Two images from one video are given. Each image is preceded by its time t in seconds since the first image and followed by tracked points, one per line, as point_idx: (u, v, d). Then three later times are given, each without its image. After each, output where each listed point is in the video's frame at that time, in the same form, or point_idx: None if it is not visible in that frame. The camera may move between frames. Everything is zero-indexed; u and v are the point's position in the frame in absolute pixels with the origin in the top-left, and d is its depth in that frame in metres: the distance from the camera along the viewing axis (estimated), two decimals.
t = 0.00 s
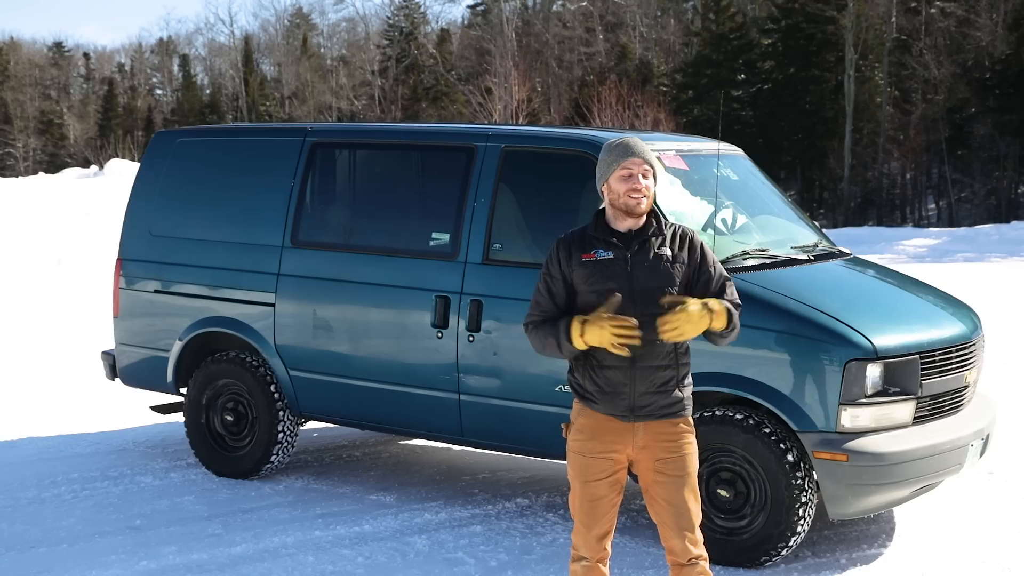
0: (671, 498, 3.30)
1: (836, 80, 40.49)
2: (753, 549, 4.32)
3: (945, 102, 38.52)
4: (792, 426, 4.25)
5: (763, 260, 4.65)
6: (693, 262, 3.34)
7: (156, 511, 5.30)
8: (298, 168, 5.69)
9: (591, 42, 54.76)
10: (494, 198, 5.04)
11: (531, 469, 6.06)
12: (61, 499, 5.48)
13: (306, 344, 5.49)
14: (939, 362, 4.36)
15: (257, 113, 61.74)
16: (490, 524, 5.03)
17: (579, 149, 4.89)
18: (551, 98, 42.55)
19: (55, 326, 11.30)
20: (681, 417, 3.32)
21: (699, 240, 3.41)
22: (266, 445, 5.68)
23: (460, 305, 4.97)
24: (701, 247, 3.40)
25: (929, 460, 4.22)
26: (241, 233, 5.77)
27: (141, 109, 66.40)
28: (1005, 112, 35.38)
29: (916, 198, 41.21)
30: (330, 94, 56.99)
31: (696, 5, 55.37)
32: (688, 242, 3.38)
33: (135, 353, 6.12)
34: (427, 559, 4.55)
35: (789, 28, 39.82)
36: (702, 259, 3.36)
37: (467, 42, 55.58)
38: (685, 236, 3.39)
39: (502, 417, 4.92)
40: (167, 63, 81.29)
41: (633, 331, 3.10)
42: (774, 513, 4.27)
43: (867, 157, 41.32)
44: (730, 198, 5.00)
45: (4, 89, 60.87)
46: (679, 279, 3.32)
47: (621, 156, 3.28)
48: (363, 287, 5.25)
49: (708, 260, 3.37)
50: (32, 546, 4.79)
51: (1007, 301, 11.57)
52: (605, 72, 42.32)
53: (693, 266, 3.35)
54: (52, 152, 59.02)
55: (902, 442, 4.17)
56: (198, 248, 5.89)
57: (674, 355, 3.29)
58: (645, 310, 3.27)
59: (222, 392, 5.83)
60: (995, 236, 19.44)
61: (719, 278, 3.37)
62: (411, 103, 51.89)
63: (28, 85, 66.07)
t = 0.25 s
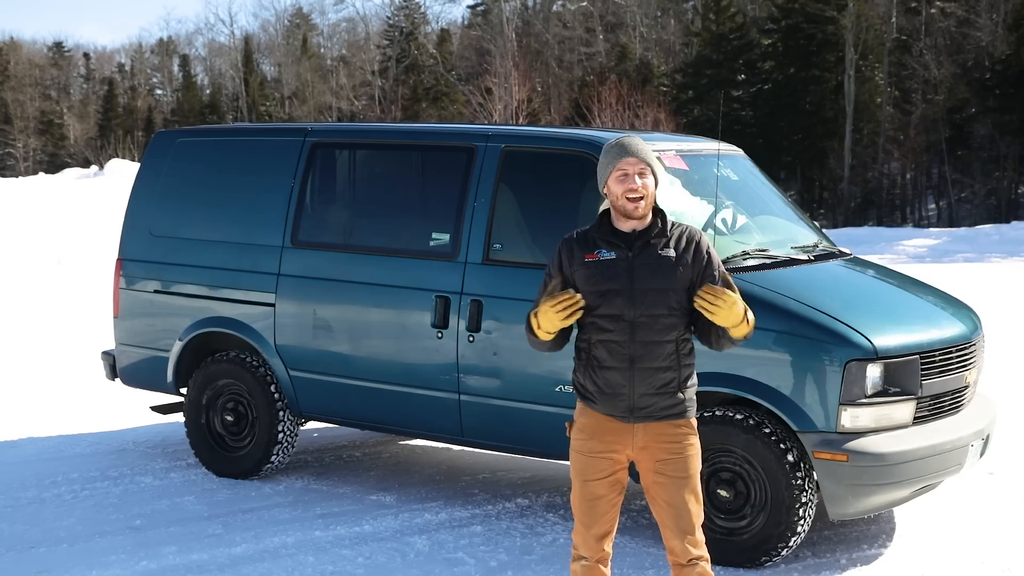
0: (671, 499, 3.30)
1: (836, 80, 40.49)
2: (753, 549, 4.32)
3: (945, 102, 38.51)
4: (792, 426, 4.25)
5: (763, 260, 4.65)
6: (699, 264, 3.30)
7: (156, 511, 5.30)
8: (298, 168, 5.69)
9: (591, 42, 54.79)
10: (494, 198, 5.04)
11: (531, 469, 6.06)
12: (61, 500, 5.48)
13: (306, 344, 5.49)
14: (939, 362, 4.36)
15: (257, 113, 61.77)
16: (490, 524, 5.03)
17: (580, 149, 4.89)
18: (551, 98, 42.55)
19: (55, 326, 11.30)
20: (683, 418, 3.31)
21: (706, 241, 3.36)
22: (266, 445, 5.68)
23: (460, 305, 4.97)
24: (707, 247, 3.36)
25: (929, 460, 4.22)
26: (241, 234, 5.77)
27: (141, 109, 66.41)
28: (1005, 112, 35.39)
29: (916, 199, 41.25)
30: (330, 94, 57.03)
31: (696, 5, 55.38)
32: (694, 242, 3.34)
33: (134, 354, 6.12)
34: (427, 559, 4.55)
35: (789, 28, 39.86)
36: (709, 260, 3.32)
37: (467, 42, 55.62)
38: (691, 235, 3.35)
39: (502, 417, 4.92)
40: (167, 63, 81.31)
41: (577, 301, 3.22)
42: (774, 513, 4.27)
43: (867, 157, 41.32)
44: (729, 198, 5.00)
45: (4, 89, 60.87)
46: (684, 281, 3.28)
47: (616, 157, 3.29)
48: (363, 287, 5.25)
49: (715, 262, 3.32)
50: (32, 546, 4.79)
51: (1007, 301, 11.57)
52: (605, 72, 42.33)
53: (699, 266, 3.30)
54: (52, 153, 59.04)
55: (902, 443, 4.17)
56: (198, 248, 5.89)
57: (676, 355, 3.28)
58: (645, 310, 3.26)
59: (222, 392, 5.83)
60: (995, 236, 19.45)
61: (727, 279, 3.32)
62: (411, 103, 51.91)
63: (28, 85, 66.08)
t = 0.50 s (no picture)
0: (670, 502, 3.29)
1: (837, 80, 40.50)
2: (753, 549, 4.32)
3: (945, 102, 38.51)
4: (792, 426, 4.25)
5: (763, 260, 4.65)
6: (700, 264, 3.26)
7: (156, 511, 5.30)
8: (298, 168, 5.69)
9: (591, 42, 54.81)
10: (494, 198, 5.04)
11: (531, 469, 6.06)
12: (61, 499, 5.48)
13: (306, 344, 5.49)
14: (939, 362, 4.36)
15: (257, 113, 61.76)
16: (490, 524, 5.03)
17: (580, 149, 4.89)
18: (551, 98, 42.54)
19: (55, 326, 11.31)
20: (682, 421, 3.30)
21: (712, 240, 3.32)
22: (266, 445, 5.68)
23: (460, 305, 4.97)
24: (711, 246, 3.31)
25: (929, 460, 4.22)
26: (241, 234, 5.77)
27: (141, 109, 66.40)
28: (1005, 112, 35.39)
29: (916, 199, 41.27)
30: (330, 94, 57.04)
31: (696, 5, 55.37)
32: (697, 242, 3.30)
33: (134, 353, 6.12)
34: (427, 559, 4.55)
35: (789, 28, 39.87)
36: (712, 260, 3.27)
37: (467, 42, 55.63)
38: (694, 234, 3.32)
39: (502, 417, 4.92)
40: (167, 63, 81.30)
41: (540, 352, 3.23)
42: (774, 513, 4.27)
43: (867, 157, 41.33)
44: (729, 198, 5.00)
45: (4, 89, 60.85)
46: (685, 281, 3.26)
47: (614, 156, 3.30)
48: (363, 287, 5.25)
49: (717, 261, 3.28)
50: (31, 546, 4.79)
51: (1006, 301, 11.58)
52: (605, 72, 42.33)
53: (699, 267, 3.26)
54: (52, 153, 59.02)
55: (903, 442, 4.17)
56: (198, 247, 5.90)
57: (675, 356, 3.27)
58: (644, 309, 3.26)
59: (222, 392, 5.83)
60: (995, 236, 19.45)
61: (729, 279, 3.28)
62: (411, 103, 51.89)
63: (28, 85, 66.08)
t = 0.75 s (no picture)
0: (672, 503, 3.29)
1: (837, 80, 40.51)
2: (753, 550, 4.32)
3: (945, 102, 38.49)
4: (792, 426, 4.25)
5: (763, 260, 4.65)
6: (701, 264, 3.25)
7: (156, 511, 5.30)
8: (298, 167, 5.69)
9: (591, 42, 54.81)
10: (494, 198, 5.04)
11: (531, 469, 6.06)
12: (61, 499, 5.48)
13: (306, 344, 5.49)
14: (939, 362, 4.36)
15: (257, 113, 61.73)
16: (490, 524, 5.03)
17: (580, 148, 4.89)
18: (551, 98, 42.52)
19: (55, 326, 11.31)
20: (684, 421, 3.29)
21: (716, 241, 3.31)
22: (266, 445, 5.68)
23: (460, 305, 4.97)
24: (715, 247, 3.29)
25: (929, 460, 4.22)
26: (241, 233, 5.77)
27: (141, 109, 66.37)
28: (1005, 112, 35.38)
29: (916, 198, 41.26)
30: (330, 94, 57.03)
31: (696, 6, 55.35)
32: (699, 242, 3.29)
33: (135, 353, 6.12)
34: (427, 559, 4.55)
35: (789, 28, 39.88)
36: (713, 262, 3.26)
37: (467, 42, 55.61)
38: (697, 234, 3.31)
39: (502, 417, 4.92)
40: (167, 63, 81.29)
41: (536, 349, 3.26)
42: (774, 513, 4.28)
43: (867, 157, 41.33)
44: (729, 198, 5.01)
45: (4, 89, 60.83)
46: (687, 281, 3.25)
47: (619, 155, 3.31)
48: (363, 287, 5.25)
49: (720, 261, 3.27)
50: (31, 547, 4.79)
51: (1006, 301, 11.57)
52: (605, 72, 42.32)
53: (701, 267, 3.25)
54: (52, 153, 58.99)
55: (902, 442, 4.17)
56: (198, 247, 5.89)
57: (676, 355, 3.27)
58: (645, 310, 3.27)
59: (222, 392, 5.83)
60: (995, 235, 19.45)
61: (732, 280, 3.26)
62: (411, 103, 51.86)
63: (28, 85, 66.06)
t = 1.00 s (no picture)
0: (674, 503, 3.30)
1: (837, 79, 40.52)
2: (752, 549, 4.32)
3: (945, 101, 38.48)
4: (792, 426, 4.25)
5: (763, 260, 4.65)
6: (702, 264, 3.25)
7: (156, 511, 5.30)
8: (298, 168, 5.70)
9: (591, 42, 54.81)
10: (494, 198, 5.04)
11: (531, 469, 6.06)
12: (61, 499, 5.48)
13: (305, 344, 5.49)
14: (939, 362, 4.36)
15: (257, 113, 61.72)
16: (490, 524, 5.03)
17: (580, 148, 4.89)
18: (551, 97, 42.51)
19: (54, 326, 11.30)
20: (685, 421, 3.29)
21: (718, 240, 3.30)
22: (266, 445, 5.68)
23: (460, 305, 4.97)
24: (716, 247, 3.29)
25: (929, 460, 4.22)
26: (241, 233, 5.77)
27: (141, 109, 66.36)
28: (1005, 112, 35.38)
29: (916, 198, 41.25)
30: (330, 94, 57.04)
31: (696, 5, 55.34)
32: (702, 241, 3.28)
33: (135, 353, 6.12)
34: (427, 559, 4.55)
35: (789, 28, 39.89)
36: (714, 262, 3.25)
37: (467, 42, 55.59)
38: (699, 234, 3.31)
39: (502, 417, 4.92)
40: (167, 63, 81.27)
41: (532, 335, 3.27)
42: (773, 514, 4.28)
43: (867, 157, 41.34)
44: (730, 198, 5.00)
45: (4, 89, 60.84)
46: (689, 281, 3.25)
47: (624, 154, 3.30)
48: (364, 287, 5.25)
49: (722, 261, 3.27)
50: (31, 547, 4.79)
51: (1006, 301, 11.57)
52: (604, 72, 42.31)
53: (702, 265, 3.25)
54: (52, 153, 58.99)
55: (902, 442, 4.17)
56: (198, 247, 5.89)
57: (677, 355, 3.27)
58: (647, 311, 3.27)
59: (222, 392, 5.83)
60: (995, 236, 19.45)
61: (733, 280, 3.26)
62: (411, 103, 51.83)
63: (28, 85, 66.06)
